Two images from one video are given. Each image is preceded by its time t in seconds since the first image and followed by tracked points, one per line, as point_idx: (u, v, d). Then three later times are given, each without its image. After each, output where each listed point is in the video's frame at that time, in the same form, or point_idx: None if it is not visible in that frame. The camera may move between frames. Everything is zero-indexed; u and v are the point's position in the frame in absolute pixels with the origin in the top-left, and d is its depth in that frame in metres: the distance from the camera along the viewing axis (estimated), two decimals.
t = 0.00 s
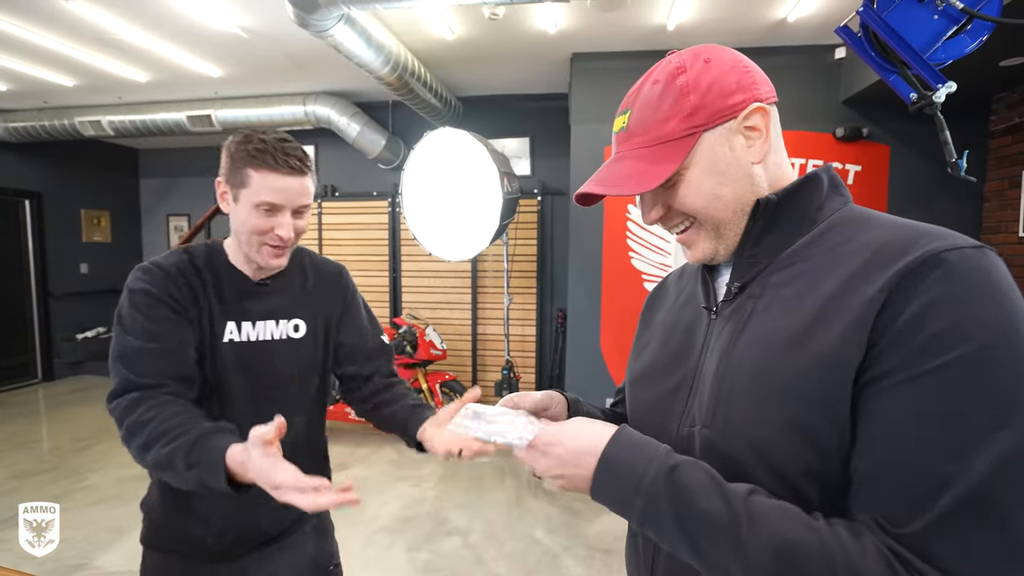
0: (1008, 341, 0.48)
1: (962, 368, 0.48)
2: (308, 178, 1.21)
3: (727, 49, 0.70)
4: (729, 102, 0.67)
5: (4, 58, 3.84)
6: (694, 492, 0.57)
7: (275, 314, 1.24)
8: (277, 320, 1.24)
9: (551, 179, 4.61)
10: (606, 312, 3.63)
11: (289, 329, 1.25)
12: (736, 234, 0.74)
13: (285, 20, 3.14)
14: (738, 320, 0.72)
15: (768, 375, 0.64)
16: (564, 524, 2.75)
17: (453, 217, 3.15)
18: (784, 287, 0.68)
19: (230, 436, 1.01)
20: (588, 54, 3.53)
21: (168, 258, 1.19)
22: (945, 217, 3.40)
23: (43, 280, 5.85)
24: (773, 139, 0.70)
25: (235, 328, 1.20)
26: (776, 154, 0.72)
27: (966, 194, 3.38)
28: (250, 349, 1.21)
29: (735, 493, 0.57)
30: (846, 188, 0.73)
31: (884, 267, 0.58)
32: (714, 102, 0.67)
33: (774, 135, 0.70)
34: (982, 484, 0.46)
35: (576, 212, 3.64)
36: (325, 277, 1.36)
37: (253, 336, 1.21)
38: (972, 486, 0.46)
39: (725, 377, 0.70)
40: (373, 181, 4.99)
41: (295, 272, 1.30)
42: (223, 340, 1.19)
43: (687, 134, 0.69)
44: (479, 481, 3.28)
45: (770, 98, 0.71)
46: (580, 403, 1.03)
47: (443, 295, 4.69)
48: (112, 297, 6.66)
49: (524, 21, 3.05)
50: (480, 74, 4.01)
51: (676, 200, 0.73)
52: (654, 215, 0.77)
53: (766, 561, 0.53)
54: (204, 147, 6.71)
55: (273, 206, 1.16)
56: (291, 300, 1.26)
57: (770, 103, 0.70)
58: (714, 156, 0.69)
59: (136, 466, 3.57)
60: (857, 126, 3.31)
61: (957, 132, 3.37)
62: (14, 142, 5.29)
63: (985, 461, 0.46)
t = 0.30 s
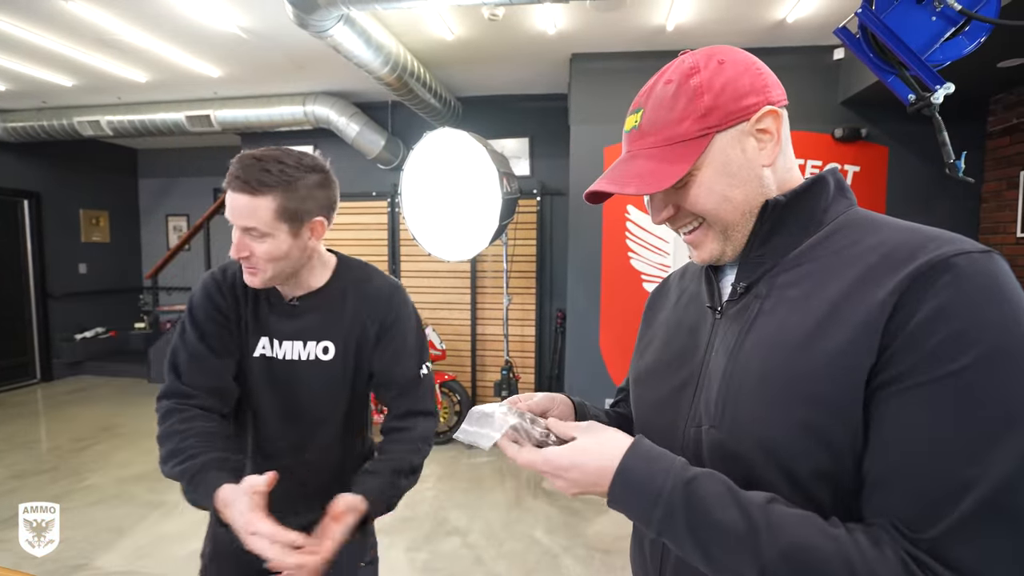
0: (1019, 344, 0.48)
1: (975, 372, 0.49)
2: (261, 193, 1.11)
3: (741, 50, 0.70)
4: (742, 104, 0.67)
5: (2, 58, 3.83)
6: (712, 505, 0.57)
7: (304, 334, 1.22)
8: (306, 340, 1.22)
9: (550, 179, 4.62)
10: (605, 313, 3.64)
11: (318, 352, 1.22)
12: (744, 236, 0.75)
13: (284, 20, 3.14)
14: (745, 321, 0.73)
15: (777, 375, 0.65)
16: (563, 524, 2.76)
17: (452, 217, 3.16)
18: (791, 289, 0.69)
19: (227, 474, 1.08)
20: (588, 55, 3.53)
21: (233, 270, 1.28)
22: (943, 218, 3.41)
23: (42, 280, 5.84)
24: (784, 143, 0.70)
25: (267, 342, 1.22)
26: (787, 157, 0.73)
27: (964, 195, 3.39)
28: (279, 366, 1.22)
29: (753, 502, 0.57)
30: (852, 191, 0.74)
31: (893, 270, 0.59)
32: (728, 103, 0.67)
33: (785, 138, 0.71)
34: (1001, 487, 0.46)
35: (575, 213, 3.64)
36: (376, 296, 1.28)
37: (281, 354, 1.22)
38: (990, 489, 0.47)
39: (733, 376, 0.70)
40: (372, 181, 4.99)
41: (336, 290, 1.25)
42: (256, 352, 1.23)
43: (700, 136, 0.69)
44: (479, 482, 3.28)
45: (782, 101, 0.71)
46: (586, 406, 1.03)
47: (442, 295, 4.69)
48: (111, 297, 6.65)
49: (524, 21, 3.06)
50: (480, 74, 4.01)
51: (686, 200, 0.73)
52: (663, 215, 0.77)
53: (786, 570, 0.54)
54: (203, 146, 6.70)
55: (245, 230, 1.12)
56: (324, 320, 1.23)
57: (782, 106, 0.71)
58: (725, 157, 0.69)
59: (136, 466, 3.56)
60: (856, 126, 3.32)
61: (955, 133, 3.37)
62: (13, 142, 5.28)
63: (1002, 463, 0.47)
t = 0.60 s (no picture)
0: None
1: (983, 378, 0.50)
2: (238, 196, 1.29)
3: (749, 54, 0.70)
4: (752, 108, 0.68)
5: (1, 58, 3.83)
6: (732, 507, 0.57)
7: (305, 326, 1.34)
8: (305, 331, 1.33)
9: (549, 180, 4.62)
10: (604, 313, 3.64)
11: (313, 342, 1.32)
12: (751, 238, 0.75)
13: (283, 21, 3.14)
14: (751, 322, 0.74)
15: (786, 378, 0.65)
16: (564, 525, 2.76)
17: (452, 218, 3.16)
18: (799, 291, 0.69)
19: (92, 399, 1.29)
20: (587, 56, 3.54)
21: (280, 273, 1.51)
22: (942, 218, 3.42)
23: (41, 280, 5.84)
24: (791, 147, 0.71)
25: (281, 330, 1.39)
26: (793, 161, 0.73)
27: (963, 196, 3.40)
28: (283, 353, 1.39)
29: (774, 505, 0.57)
30: (857, 196, 0.75)
31: (901, 274, 0.59)
32: (738, 106, 0.68)
33: (793, 143, 0.71)
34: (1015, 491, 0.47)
35: (574, 213, 3.65)
36: (365, 292, 1.30)
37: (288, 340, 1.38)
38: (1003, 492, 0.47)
39: (741, 378, 0.71)
40: (371, 182, 4.97)
41: (336, 283, 1.34)
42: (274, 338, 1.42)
43: (711, 139, 0.70)
44: (478, 482, 3.29)
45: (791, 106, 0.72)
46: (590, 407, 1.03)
47: (442, 296, 4.69)
48: (110, 297, 6.65)
49: (524, 23, 3.06)
50: (480, 75, 4.01)
51: (696, 202, 0.73)
52: (672, 216, 0.77)
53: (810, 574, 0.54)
54: (202, 146, 6.70)
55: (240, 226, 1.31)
56: (317, 314, 1.33)
57: (789, 111, 0.71)
58: (734, 161, 0.70)
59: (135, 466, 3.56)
60: (855, 127, 3.33)
61: (954, 133, 3.38)
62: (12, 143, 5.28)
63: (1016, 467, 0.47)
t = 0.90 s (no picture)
0: None
1: (975, 378, 0.51)
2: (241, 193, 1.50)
3: (762, 52, 0.72)
4: (760, 103, 0.69)
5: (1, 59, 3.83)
6: (735, 506, 0.58)
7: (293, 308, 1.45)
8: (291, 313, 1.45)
9: (549, 180, 4.63)
10: (603, 313, 3.65)
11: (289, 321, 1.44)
12: (748, 231, 0.76)
13: (283, 21, 3.15)
14: (749, 323, 0.75)
15: (783, 377, 0.66)
16: (562, 524, 2.77)
17: (451, 218, 3.17)
18: (797, 292, 0.70)
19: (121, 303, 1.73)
20: (586, 57, 3.55)
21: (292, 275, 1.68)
22: (939, 219, 3.43)
23: (41, 281, 5.85)
24: (793, 148, 0.72)
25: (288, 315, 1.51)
26: (794, 162, 0.74)
27: (960, 196, 3.41)
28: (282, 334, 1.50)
29: (775, 505, 0.58)
30: (854, 199, 0.76)
31: (897, 277, 0.61)
32: (748, 99, 0.68)
33: (795, 144, 0.73)
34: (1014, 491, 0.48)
35: (573, 213, 3.66)
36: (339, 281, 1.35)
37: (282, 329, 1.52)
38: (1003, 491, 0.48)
39: (739, 377, 0.72)
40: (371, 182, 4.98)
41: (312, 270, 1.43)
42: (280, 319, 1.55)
43: (717, 128, 0.70)
44: (478, 481, 3.30)
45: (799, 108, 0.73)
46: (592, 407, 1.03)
47: (441, 296, 4.70)
48: (109, 297, 6.66)
49: (523, 24, 3.07)
50: (479, 75, 4.02)
51: (695, 190, 0.74)
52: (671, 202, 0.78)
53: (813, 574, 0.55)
54: (201, 146, 6.71)
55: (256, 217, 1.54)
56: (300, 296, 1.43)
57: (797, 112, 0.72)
58: (736, 153, 0.71)
59: (135, 466, 3.57)
60: (853, 128, 3.34)
61: (951, 134, 3.39)
62: (11, 143, 5.28)
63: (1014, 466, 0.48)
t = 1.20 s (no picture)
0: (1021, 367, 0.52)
1: (981, 394, 0.53)
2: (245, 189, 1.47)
3: (790, 53, 0.76)
4: (766, 89, 0.73)
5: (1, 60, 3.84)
6: None
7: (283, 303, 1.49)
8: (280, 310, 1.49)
9: (547, 181, 4.64)
10: (602, 313, 3.66)
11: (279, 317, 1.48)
12: (723, 208, 0.78)
13: (283, 22, 3.15)
14: (739, 327, 0.75)
15: (772, 382, 0.68)
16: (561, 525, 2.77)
17: (450, 219, 3.18)
18: (786, 295, 0.71)
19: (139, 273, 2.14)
20: (584, 58, 3.56)
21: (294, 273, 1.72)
22: (936, 220, 3.44)
23: (41, 281, 5.85)
24: (792, 144, 0.74)
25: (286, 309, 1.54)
26: (792, 160, 0.75)
27: (958, 197, 3.42)
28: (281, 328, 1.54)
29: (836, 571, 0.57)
30: (846, 204, 0.77)
31: (887, 286, 0.62)
32: (755, 79, 0.72)
33: (795, 143, 0.75)
34: None
35: (571, 213, 3.66)
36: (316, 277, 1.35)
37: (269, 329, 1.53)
38: None
39: (727, 380, 0.73)
40: (369, 183, 4.98)
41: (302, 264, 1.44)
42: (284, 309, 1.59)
43: (717, 97, 0.75)
44: (476, 481, 3.31)
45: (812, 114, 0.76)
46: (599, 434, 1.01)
47: (440, 296, 4.71)
48: (108, 297, 6.66)
49: (522, 25, 3.08)
50: (478, 76, 4.03)
51: (683, 150, 0.78)
52: (660, 161, 0.82)
53: None
54: (200, 147, 6.72)
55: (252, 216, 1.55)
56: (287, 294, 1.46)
57: (804, 114, 0.75)
58: (728, 125, 0.75)
59: (135, 466, 3.58)
60: (850, 129, 3.36)
61: (948, 135, 3.40)
62: (11, 143, 5.28)
63: None
